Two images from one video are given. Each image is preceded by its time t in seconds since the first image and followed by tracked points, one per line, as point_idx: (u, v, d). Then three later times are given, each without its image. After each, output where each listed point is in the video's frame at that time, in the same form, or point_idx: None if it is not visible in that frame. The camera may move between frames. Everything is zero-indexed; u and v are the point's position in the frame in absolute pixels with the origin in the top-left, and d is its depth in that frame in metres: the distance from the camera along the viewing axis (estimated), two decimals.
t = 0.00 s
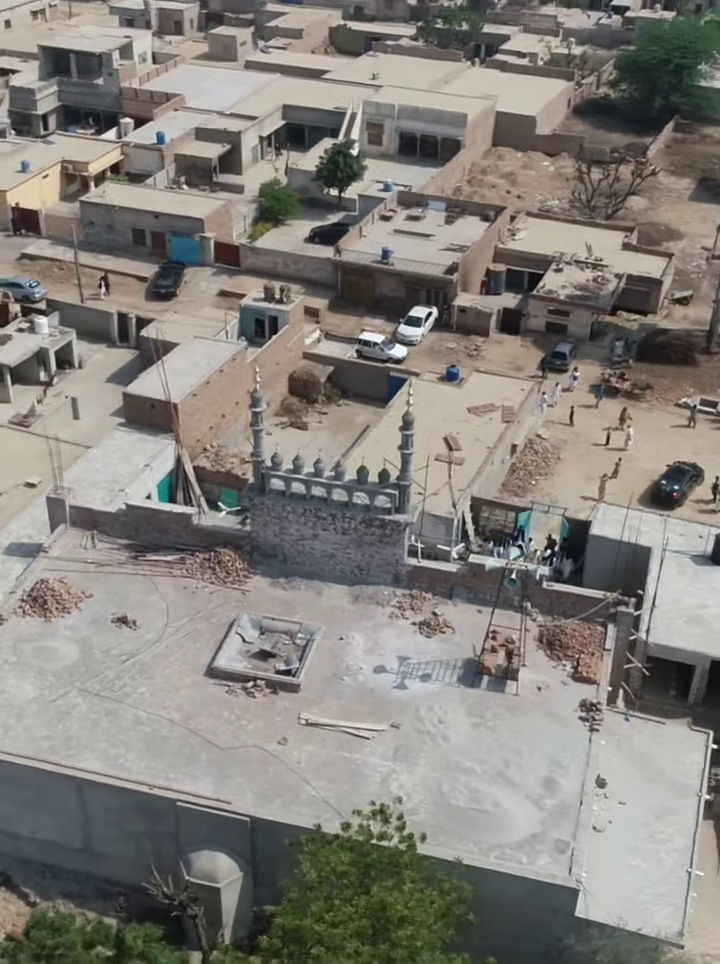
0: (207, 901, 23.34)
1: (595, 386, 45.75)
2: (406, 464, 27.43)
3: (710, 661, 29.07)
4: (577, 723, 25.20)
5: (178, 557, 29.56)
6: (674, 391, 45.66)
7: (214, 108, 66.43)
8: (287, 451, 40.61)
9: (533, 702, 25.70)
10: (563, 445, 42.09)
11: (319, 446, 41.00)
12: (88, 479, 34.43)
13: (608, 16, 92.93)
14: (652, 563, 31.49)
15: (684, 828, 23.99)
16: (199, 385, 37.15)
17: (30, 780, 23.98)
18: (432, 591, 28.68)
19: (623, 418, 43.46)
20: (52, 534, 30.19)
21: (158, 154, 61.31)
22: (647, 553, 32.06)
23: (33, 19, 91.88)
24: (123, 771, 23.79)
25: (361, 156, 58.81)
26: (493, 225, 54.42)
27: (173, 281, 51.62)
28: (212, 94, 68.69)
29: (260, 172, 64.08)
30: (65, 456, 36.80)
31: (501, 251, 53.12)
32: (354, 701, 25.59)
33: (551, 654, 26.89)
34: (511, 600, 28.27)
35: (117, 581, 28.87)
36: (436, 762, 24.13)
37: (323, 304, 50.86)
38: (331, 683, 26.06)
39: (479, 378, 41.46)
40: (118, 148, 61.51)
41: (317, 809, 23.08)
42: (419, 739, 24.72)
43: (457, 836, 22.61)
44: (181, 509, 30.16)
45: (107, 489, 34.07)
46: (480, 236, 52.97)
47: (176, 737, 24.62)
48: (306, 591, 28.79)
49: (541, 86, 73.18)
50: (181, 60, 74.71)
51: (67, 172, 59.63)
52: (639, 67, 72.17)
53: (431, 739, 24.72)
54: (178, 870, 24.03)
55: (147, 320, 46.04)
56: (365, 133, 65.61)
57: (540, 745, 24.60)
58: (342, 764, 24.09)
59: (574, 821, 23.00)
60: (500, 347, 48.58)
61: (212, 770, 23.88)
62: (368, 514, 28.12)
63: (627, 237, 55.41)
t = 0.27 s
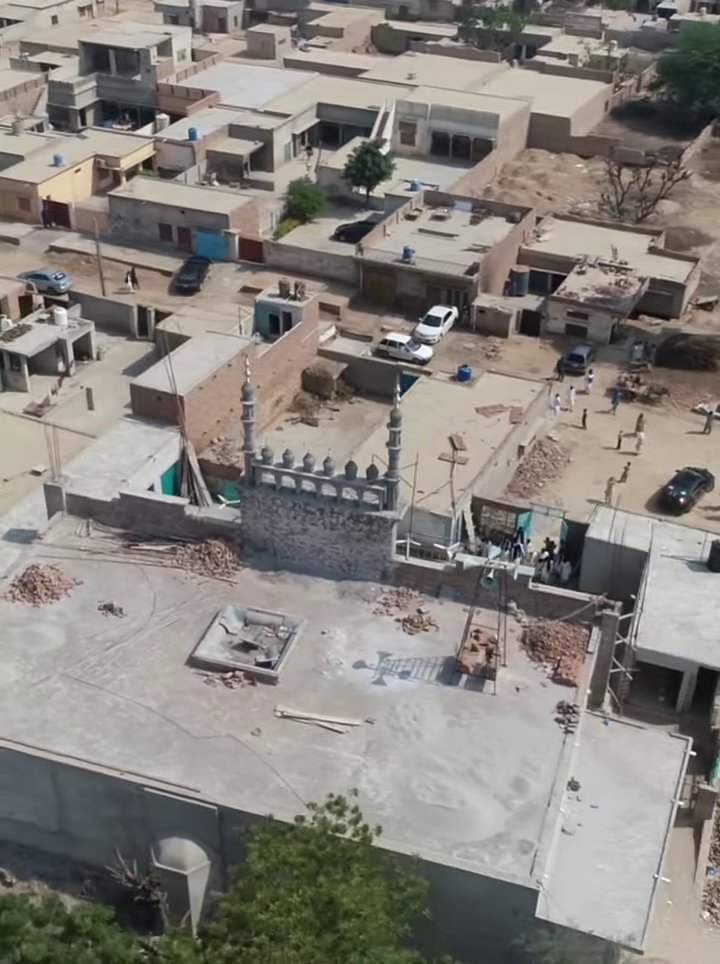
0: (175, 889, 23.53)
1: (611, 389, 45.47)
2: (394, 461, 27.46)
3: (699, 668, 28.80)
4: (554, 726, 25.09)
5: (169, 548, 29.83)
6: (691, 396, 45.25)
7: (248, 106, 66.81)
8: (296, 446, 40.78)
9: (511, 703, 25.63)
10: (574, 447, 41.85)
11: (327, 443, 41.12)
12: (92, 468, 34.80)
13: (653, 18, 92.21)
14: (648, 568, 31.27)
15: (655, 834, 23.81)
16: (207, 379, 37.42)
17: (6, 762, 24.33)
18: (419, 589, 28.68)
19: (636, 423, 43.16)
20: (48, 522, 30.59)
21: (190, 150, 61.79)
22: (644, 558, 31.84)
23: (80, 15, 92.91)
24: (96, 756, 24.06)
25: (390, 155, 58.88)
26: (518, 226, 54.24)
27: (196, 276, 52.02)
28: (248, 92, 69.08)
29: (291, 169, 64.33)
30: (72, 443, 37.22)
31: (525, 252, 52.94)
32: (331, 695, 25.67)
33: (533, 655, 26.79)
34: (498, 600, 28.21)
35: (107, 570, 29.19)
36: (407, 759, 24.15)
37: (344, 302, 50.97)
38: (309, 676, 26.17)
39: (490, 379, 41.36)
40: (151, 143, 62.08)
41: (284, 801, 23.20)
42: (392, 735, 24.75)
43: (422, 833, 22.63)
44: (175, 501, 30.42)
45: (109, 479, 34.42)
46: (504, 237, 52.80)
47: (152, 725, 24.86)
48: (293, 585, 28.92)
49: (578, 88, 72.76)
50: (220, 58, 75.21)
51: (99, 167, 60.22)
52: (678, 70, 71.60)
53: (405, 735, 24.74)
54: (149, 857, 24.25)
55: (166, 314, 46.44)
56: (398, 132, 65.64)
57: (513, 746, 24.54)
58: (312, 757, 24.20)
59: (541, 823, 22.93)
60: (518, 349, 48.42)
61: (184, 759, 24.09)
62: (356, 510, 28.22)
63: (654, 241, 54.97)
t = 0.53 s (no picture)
0: (146, 875, 23.75)
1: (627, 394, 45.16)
2: (384, 458, 27.50)
3: (688, 675, 28.58)
4: (531, 727, 25.03)
5: (163, 540, 30.10)
6: (708, 402, 44.80)
7: (282, 104, 67.12)
8: (305, 443, 40.92)
9: (490, 703, 25.59)
10: (585, 451, 41.63)
11: (337, 440, 41.22)
12: (97, 458, 35.16)
13: (699, 21, 91.36)
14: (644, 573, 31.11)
15: (627, 839, 23.67)
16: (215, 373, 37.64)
17: None
18: (408, 586, 28.71)
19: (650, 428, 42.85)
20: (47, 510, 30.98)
21: (221, 147, 62.18)
22: (641, 563, 31.67)
23: (125, 12, 93.86)
24: (73, 741, 24.35)
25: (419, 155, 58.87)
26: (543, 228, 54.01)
27: (220, 271, 52.40)
28: (283, 90, 69.44)
29: (322, 167, 64.53)
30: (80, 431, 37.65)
31: (549, 255, 52.70)
32: (310, 689, 25.78)
33: (516, 656, 26.74)
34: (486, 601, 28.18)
35: (101, 559, 29.53)
36: (381, 755, 24.20)
37: (365, 300, 51.08)
38: (291, 670, 26.30)
39: (501, 380, 41.25)
40: (183, 139, 62.54)
41: (254, 792, 23.34)
42: (368, 731, 24.82)
43: (389, 828, 22.69)
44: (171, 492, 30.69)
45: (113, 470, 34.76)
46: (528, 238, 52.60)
47: (131, 713, 25.11)
48: (283, 579, 29.06)
49: (616, 90, 72.31)
50: (258, 56, 75.59)
51: (131, 162, 60.78)
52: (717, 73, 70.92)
53: (381, 732, 24.79)
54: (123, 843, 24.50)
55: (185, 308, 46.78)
56: (430, 132, 65.34)
57: (488, 746, 24.50)
58: (286, 750, 24.32)
59: (509, 823, 22.88)
60: (537, 351, 48.23)
61: (160, 747, 24.31)
62: (347, 506, 28.31)
63: (681, 245, 54.47)
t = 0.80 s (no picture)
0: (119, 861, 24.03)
1: (647, 400, 44.76)
2: (376, 455, 27.49)
3: (678, 684, 28.28)
4: (509, 729, 24.95)
5: (160, 530, 30.40)
6: None
7: (322, 102, 67.37)
8: (319, 439, 41.05)
9: (469, 704, 25.56)
10: (599, 456, 41.32)
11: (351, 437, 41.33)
12: (106, 448, 35.51)
13: None
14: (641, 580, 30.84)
15: (598, 845, 23.50)
16: (228, 368, 37.90)
17: None
18: (398, 584, 28.74)
19: (667, 434, 42.43)
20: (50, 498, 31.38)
21: (258, 145, 62.54)
22: (640, 569, 31.40)
23: (177, 10, 94.77)
24: (54, 725, 24.70)
25: (453, 155, 58.79)
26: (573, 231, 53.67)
27: (249, 268, 52.80)
28: (324, 88, 69.69)
29: (359, 166, 64.67)
30: (92, 418, 37.94)
31: (578, 258, 52.38)
32: (292, 683, 25.92)
33: (501, 658, 26.67)
34: (475, 601, 28.12)
35: (98, 547, 29.89)
36: (355, 750, 24.28)
37: (390, 300, 51.13)
38: (274, 662, 26.47)
39: (517, 382, 41.07)
40: (221, 135, 62.99)
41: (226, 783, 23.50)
42: (345, 726, 24.90)
43: (356, 824, 22.74)
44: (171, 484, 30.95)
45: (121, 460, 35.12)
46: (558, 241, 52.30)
47: (112, 700, 25.43)
48: (275, 573, 29.24)
49: (660, 94, 71.62)
50: (303, 54, 75.89)
51: (168, 157, 61.45)
52: None
53: (357, 728, 24.84)
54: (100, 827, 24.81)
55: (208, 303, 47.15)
56: (468, 132, 65.64)
57: (464, 746, 24.48)
58: (262, 742, 24.47)
59: (477, 824, 22.85)
60: (560, 355, 47.99)
61: (138, 734, 24.59)
62: (339, 502, 28.35)
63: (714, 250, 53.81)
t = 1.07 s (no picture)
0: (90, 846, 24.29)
1: (663, 405, 44.37)
2: (364, 452, 27.53)
3: (664, 691, 28.04)
4: (483, 729, 24.90)
5: (155, 522, 30.68)
6: None
7: (357, 102, 67.51)
8: (328, 437, 41.16)
9: (446, 703, 25.53)
10: (609, 461, 41.02)
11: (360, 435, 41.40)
12: (112, 440, 35.89)
13: None
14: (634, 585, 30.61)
15: (565, 849, 23.38)
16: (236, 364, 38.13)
17: None
18: (386, 582, 28.77)
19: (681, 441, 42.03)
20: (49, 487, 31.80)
21: (290, 143, 62.83)
22: (634, 574, 31.16)
23: (224, 8, 95.47)
24: (33, 709, 25.03)
25: (482, 156, 58.66)
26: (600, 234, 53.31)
27: (273, 265, 53.07)
28: (360, 88, 69.86)
29: (391, 166, 64.73)
30: (101, 409, 38.28)
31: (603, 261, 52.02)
32: (270, 676, 26.05)
33: (482, 659, 26.60)
34: (461, 601, 28.07)
35: (92, 537, 30.23)
36: (327, 745, 24.36)
37: (412, 299, 51.14)
38: (255, 655, 26.61)
39: (528, 384, 40.92)
40: (254, 133, 63.35)
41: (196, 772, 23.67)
42: (319, 721, 24.99)
43: (322, 817, 22.81)
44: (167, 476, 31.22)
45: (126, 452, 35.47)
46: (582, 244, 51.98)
47: (92, 686, 25.72)
48: (265, 567, 29.39)
49: (700, 98, 70.90)
50: (342, 54, 76.10)
51: (201, 153, 61.78)
52: None
53: (331, 723, 24.91)
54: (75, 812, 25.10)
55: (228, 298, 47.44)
56: (502, 133, 65.40)
57: (436, 745, 24.46)
58: (235, 734, 24.62)
59: (442, 822, 22.83)
60: (578, 358, 47.71)
61: (114, 721, 24.85)
62: (328, 498, 28.42)
63: None
